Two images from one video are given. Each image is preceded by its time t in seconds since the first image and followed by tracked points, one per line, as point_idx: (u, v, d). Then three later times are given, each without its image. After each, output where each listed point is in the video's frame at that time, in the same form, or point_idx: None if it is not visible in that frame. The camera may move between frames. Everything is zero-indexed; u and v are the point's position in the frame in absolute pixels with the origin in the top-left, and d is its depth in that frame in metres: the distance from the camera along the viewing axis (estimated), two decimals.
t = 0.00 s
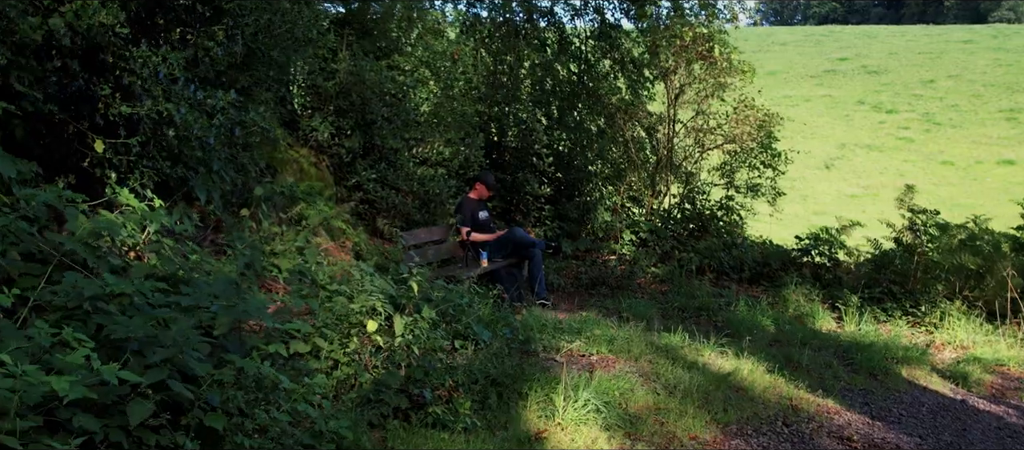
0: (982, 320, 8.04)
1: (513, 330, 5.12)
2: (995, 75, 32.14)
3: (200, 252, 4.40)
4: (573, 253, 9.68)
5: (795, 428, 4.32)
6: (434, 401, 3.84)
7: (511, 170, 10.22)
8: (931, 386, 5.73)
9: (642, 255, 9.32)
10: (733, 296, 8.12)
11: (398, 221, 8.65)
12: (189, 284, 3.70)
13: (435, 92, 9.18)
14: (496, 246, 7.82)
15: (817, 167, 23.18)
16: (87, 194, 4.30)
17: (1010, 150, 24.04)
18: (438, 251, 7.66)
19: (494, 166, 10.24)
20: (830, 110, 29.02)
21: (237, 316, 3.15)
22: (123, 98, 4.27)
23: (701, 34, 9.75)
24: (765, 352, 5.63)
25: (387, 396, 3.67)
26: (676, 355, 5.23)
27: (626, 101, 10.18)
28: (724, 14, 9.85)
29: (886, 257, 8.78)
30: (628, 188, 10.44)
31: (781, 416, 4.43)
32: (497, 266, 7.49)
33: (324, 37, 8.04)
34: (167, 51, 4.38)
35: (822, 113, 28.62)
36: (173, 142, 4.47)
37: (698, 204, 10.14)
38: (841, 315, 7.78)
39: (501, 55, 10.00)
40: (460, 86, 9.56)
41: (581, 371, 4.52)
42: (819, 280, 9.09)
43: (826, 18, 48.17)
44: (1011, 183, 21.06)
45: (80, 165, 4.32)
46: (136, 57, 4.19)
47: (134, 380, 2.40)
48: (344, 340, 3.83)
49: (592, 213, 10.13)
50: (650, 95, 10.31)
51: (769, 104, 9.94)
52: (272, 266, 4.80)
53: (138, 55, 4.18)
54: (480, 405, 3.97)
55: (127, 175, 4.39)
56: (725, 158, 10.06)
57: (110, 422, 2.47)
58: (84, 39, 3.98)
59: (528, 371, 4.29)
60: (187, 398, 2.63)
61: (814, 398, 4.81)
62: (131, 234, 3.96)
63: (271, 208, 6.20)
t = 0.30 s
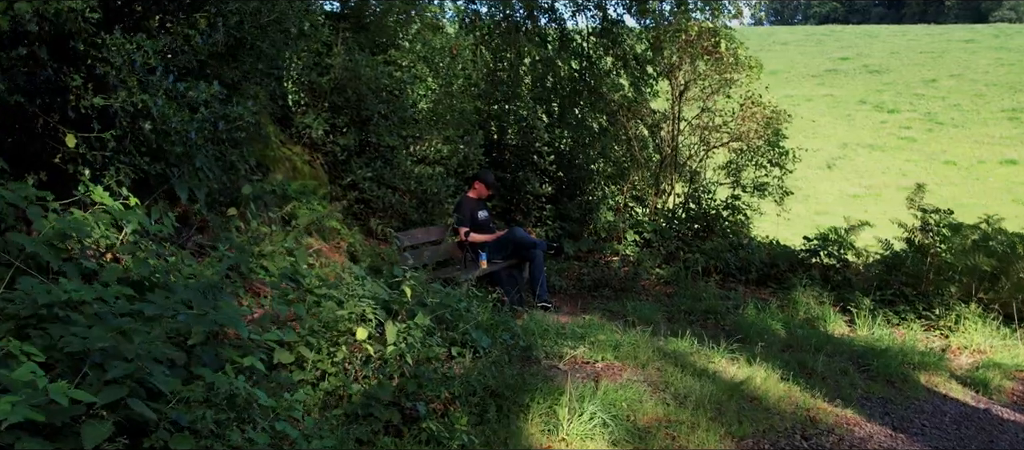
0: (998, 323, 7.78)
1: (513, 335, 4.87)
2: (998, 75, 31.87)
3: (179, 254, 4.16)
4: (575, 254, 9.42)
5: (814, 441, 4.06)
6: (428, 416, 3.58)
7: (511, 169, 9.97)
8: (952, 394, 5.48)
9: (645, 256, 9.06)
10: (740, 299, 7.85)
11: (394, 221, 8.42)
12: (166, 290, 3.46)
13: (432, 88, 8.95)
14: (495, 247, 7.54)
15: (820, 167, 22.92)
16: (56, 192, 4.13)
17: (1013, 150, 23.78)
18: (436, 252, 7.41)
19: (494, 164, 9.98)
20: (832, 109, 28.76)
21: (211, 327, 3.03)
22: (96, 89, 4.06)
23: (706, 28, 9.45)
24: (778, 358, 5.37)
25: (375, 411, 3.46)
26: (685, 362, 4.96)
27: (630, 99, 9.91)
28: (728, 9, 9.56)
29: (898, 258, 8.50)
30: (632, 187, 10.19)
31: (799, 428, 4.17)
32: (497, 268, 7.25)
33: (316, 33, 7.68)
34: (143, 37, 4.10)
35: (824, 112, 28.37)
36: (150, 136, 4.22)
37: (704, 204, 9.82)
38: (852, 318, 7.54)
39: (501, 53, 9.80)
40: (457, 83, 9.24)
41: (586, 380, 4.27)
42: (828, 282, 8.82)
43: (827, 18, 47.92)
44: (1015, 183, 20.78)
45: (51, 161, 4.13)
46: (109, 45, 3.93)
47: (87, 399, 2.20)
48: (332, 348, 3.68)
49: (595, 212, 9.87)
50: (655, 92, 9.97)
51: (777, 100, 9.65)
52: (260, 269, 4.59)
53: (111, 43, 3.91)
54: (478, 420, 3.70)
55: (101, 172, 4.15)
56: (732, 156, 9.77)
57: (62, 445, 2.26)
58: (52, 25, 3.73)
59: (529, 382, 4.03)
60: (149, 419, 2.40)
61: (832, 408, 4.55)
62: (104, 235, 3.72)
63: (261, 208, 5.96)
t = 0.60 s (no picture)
0: (1016, 327, 7.51)
1: (513, 341, 4.63)
2: (999, 74, 31.61)
3: (155, 255, 3.91)
4: (577, 254, 9.07)
5: None
6: (420, 431, 3.35)
7: (511, 167, 9.70)
8: (975, 401, 5.23)
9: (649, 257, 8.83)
10: (748, 301, 7.60)
11: (391, 221, 8.15)
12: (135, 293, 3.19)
13: (431, 84, 8.83)
14: (494, 247, 7.27)
15: (821, 167, 22.63)
16: (25, 189, 3.86)
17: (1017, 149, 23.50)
18: (433, 253, 7.15)
19: (494, 163, 9.73)
20: (834, 109, 28.48)
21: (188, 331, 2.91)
22: (65, 76, 3.84)
23: (711, 23, 9.19)
24: (791, 364, 5.12)
25: (364, 426, 3.22)
26: (694, 369, 4.71)
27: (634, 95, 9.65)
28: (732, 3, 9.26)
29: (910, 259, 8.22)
30: (635, 186, 9.89)
31: (818, 442, 3.94)
32: (497, 269, 7.02)
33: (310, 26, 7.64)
34: (115, 24, 3.89)
35: (825, 112, 28.09)
36: (124, 129, 3.99)
37: (709, 204, 9.60)
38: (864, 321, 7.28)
39: (500, 49, 9.51)
40: (455, 81, 9.08)
41: (591, 389, 4.04)
42: (838, 284, 8.55)
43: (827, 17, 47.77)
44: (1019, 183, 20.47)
45: (17, 156, 3.87)
46: (77, 30, 3.72)
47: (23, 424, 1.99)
48: (317, 358, 3.44)
49: (597, 212, 9.61)
50: (658, 89, 9.76)
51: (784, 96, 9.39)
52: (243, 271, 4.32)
53: (78, 28, 3.70)
54: (475, 435, 3.45)
55: (73, 167, 3.91)
56: (737, 154, 9.50)
57: None
58: (16, 9, 3.52)
59: (530, 393, 3.79)
60: (102, 442, 2.17)
61: (852, 419, 4.31)
62: (74, 235, 3.49)
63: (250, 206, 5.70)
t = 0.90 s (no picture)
0: None
1: (513, 346, 4.40)
2: (1002, 73, 31.30)
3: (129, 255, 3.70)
4: (578, 255, 8.70)
5: None
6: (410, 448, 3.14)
7: (511, 165, 9.44)
8: (998, 410, 4.99)
9: (654, 257, 8.55)
10: (756, 303, 7.34)
11: (387, 220, 7.92)
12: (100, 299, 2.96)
13: (430, 81, 8.54)
14: (493, 247, 7.00)
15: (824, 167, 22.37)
16: None
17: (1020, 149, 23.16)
18: (430, 253, 6.88)
19: (494, 161, 9.48)
20: (836, 108, 28.22)
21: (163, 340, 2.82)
22: (27, 63, 3.67)
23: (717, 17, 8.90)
24: (805, 371, 4.86)
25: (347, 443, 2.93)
26: (704, 377, 4.45)
27: (638, 92, 9.42)
28: None
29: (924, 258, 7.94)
30: (639, 185, 9.60)
31: None
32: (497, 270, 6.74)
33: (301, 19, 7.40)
34: (82, 3, 3.66)
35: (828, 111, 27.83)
36: (91, 120, 3.81)
37: (715, 202, 9.31)
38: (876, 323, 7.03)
39: (500, 44, 9.24)
40: (455, 78, 8.81)
41: (597, 399, 3.83)
42: (849, 286, 8.23)
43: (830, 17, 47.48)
44: None
45: None
46: (39, 11, 3.52)
47: None
48: (299, 368, 3.23)
49: (600, 211, 9.33)
50: (661, 85, 9.49)
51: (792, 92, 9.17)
52: (226, 271, 4.09)
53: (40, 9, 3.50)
54: None
55: (39, 161, 3.75)
56: (744, 151, 9.27)
57: None
58: None
59: (531, 404, 3.56)
60: None
61: (873, 430, 4.10)
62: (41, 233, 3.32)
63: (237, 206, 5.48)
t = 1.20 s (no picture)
0: None
1: (512, 352, 4.17)
2: (1004, 72, 31.00)
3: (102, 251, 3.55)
4: (580, 255, 8.41)
5: None
6: None
7: (511, 162, 9.16)
8: None
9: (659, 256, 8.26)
10: (765, 306, 7.07)
11: (383, 220, 7.69)
12: (62, 304, 2.76)
13: (428, 76, 8.21)
14: (492, 248, 6.74)
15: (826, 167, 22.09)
16: None
17: None
18: (426, 254, 6.62)
19: (493, 159, 9.19)
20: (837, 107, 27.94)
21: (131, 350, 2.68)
22: None
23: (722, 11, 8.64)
24: (821, 378, 4.60)
25: None
26: (715, 385, 4.19)
27: (642, 88, 9.14)
28: None
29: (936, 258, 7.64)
30: (642, 184, 9.36)
31: None
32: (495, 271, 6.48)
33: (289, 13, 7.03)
34: None
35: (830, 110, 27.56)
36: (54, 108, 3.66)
37: (722, 201, 9.09)
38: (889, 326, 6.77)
39: (500, 41, 8.91)
40: (453, 76, 8.42)
41: (602, 410, 3.60)
42: (857, 287, 8.02)
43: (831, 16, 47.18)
44: None
45: None
46: None
47: None
48: (276, 381, 3.07)
49: (602, 210, 9.09)
50: (665, 81, 9.25)
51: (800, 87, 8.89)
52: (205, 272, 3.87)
53: None
54: None
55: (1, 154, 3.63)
56: (750, 149, 9.02)
57: None
58: None
59: (531, 418, 3.35)
60: None
61: (896, 443, 3.86)
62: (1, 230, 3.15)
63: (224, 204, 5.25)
